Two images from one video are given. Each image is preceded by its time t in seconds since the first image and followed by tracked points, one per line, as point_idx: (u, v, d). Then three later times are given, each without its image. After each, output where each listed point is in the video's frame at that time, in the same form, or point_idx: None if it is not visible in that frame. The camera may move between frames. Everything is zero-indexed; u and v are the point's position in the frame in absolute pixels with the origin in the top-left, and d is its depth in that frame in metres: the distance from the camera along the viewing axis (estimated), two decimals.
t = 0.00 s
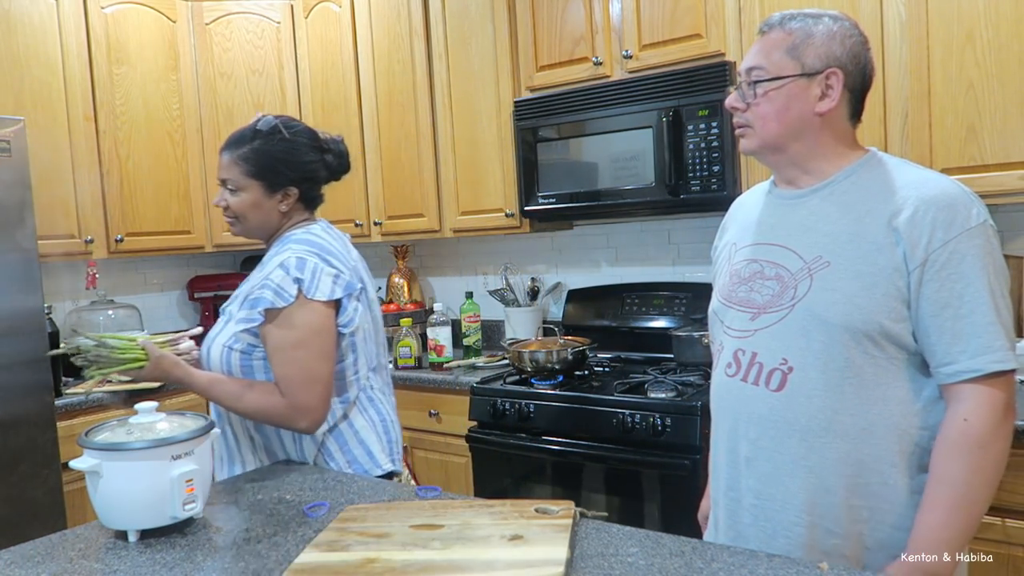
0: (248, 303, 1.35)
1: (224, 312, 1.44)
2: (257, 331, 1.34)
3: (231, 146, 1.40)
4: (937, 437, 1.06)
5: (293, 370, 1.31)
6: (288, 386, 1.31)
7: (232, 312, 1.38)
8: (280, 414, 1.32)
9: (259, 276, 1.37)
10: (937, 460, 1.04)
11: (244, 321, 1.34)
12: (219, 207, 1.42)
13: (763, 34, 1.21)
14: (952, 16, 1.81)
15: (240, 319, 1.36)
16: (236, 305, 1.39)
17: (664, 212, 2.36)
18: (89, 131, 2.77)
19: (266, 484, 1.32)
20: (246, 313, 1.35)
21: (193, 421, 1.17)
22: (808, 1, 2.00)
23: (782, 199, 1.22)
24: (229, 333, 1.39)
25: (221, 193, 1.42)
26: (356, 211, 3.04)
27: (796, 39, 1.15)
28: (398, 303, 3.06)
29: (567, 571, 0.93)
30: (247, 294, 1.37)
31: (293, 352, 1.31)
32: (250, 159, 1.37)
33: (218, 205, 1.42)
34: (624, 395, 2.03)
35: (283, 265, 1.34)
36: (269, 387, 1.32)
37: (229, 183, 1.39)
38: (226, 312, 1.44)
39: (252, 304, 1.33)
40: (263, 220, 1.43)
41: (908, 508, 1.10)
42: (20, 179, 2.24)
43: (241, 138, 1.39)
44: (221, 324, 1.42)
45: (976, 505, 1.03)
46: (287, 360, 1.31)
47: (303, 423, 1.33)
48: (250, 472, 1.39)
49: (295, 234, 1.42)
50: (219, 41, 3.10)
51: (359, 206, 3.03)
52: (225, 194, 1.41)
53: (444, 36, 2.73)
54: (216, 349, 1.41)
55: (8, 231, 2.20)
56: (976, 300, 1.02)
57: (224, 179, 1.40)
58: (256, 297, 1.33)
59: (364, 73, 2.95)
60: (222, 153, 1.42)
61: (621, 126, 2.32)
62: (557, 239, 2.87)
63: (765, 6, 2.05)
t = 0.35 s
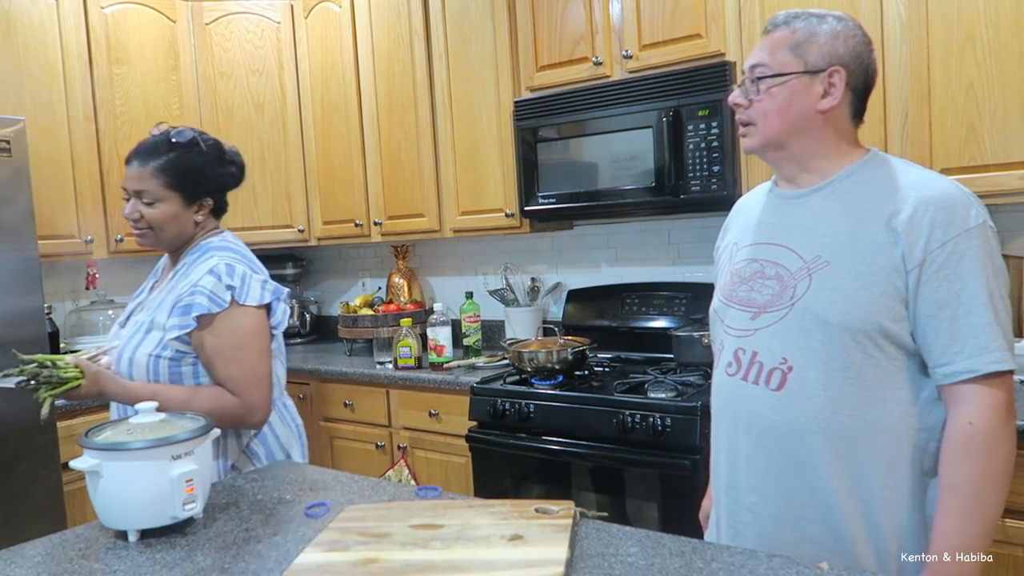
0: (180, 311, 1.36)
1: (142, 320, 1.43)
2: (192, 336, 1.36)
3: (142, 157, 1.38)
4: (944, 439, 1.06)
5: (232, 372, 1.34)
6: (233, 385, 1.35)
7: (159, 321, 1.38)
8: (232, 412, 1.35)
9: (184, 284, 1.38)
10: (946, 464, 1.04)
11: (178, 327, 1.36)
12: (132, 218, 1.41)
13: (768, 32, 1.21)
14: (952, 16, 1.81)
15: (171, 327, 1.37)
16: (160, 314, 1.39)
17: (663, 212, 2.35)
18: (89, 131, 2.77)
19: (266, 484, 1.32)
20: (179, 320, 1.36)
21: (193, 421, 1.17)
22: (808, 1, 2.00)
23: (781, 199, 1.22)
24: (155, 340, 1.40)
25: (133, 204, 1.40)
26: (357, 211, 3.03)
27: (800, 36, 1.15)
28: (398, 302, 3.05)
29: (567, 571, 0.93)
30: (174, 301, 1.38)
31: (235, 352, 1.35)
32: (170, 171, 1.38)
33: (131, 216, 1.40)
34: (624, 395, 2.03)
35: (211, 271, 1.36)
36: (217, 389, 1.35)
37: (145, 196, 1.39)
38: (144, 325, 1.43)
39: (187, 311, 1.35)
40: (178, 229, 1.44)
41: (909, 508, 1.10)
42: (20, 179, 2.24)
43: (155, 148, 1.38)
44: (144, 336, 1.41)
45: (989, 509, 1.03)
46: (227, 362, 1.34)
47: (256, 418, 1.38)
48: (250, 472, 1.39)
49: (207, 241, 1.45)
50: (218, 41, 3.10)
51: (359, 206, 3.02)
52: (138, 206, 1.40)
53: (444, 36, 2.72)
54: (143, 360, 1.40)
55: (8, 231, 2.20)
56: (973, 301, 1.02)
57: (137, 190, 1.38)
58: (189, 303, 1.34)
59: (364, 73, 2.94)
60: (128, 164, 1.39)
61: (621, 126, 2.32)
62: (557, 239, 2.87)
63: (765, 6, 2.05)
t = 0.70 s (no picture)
0: (150, 311, 1.32)
1: (86, 330, 1.32)
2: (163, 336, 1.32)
3: (98, 153, 1.25)
4: (948, 438, 1.06)
5: (208, 369, 1.34)
6: (211, 382, 1.34)
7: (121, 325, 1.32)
8: (215, 409, 1.35)
9: (144, 284, 1.33)
10: (953, 463, 1.05)
11: (150, 327, 1.31)
12: (87, 218, 1.26)
13: (772, 30, 1.21)
14: (952, 16, 1.81)
15: (138, 328, 1.32)
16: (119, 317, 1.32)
17: (664, 212, 2.35)
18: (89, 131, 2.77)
19: (266, 484, 1.32)
20: (149, 321, 1.32)
21: (194, 421, 1.17)
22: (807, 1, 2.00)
23: (783, 199, 1.22)
24: (116, 346, 1.32)
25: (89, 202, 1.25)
26: (356, 211, 3.03)
27: (804, 33, 1.16)
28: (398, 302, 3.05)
29: (567, 571, 0.93)
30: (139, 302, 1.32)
31: (213, 348, 1.35)
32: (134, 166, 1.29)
33: (88, 216, 1.25)
34: (624, 395, 2.03)
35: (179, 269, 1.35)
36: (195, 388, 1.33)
37: (110, 192, 1.26)
38: (91, 331, 1.32)
39: (161, 309, 1.31)
40: (130, 232, 1.33)
41: (911, 508, 1.09)
42: (20, 179, 2.25)
43: (112, 144, 1.26)
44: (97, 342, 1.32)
45: (996, 508, 1.03)
46: (204, 359, 1.34)
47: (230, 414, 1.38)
48: (250, 472, 1.39)
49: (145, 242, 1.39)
50: (219, 41, 3.10)
51: (359, 206, 3.02)
52: (96, 205, 1.26)
53: (444, 36, 2.72)
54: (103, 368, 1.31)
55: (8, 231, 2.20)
56: (977, 300, 1.02)
57: (100, 187, 1.24)
58: (164, 301, 1.31)
59: (364, 73, 2.94)
60: (76, 160, 1.24)
61: (621, 126, 2.32)
62: (557, 239, 2.87)
63: (765, 6, 2.05)
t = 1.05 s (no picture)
0: (86, 316, 1.25)
1: (11, 345, 1.24)
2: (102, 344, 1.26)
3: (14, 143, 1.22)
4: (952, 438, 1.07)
5: (141, 377, 1.28)
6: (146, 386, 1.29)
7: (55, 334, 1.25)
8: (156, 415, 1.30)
9: (69, 288, 1.27)
10: (955, 463, 1.05)
11: (90, 334, 1.25)
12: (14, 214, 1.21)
13: (776, 29, 1.22)
14: (952, 16, 1.81)
15: (77, 335, 1.25)
16: (51, 326, 1.25)
17: (664, 213, 2.35)
18: (88, 131, 2.77)
19: (267, 484, 1.32)
20: (88, 326, 1.25)
21: (194, 421, 1.17)
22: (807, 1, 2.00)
23: (785, 198, 1.22)
24: (53, 356, 1.25)
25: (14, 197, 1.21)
26: (357, 211, 3.03)
27: (811, 31, 1.16)
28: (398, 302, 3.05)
29: (567, 570, 0.93)
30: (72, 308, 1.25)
31: (147, 352, 1.30)
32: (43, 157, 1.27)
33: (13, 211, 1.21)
34: (624, 395, 2.03)
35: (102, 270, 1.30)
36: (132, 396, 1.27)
37: (31, 185, 1.23)
38: (18, 344, 1.24)
39: (98, 312, 1.26)
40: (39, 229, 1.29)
41: (916, 508, 1.09)
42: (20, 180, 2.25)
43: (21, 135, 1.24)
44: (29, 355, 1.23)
45: (996, 506, 1.03)
46: (140, 364, 1.29)
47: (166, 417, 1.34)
48: (250, 472, 1.39)
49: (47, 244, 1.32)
50: (219, 41, 3.11)
51: (359, 206, 3.02)
52: (20, 199, 1.22)
53: (444, 36, 2.72)
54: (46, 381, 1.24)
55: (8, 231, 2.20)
56: (983, 300, 1.03)
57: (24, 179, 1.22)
58: (99, 304, 1.26)
59: (364, 74, 2.94)
60: None
61: (621, 126, 2.32)
62: (557, 239, 2.87)
63: (765, 6, 2.05)
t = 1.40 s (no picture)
0: None
1: None
2: None
3: None
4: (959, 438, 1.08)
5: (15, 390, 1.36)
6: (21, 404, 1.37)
7: None
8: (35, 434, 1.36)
9: None
10: (963, 462, 1.06)
11: None
12: None
13: (782, 28, 1.22)
14: (952, 15, 1.81)
15: None
16: None
17: (664, 213, 2.35)
18: (89, 131, 2.77)
19: (266, 484, 1.32)
20: None
21: (194, 421, 1.17)
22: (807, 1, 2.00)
23: (788, 199, 1.22)
24: None
25: None
26: (357, 211, 3.03)
27: (819, 30, 1.16)
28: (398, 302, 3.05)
29: (567, 571, 0.93)
30: None
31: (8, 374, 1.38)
32: None
33: None
34: (624, 395, 2.03)
35: None
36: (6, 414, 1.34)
37: None
38: None
39: None
40: None
41: (922, 508, 1.09)
42: (20, 180, 2.24)
43: None
44: None
45: (999, 505, 1.04)
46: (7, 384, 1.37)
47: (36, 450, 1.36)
48: (250, 473, 1.39)
49: None
50: (219, 41, 3.11)
51: (359, 206, 3.02)
52: None
53: (444, 36, 2.72)
54: None
55: (7, 231, 2.19)
56: (989, 299, 1.03)
57: None
58: None
59: (364, 74, 2.94)
60: None
61: (621, 126, 2.32)
62: (557, 239, 2.87)
63: (765, 6, 2.05)
